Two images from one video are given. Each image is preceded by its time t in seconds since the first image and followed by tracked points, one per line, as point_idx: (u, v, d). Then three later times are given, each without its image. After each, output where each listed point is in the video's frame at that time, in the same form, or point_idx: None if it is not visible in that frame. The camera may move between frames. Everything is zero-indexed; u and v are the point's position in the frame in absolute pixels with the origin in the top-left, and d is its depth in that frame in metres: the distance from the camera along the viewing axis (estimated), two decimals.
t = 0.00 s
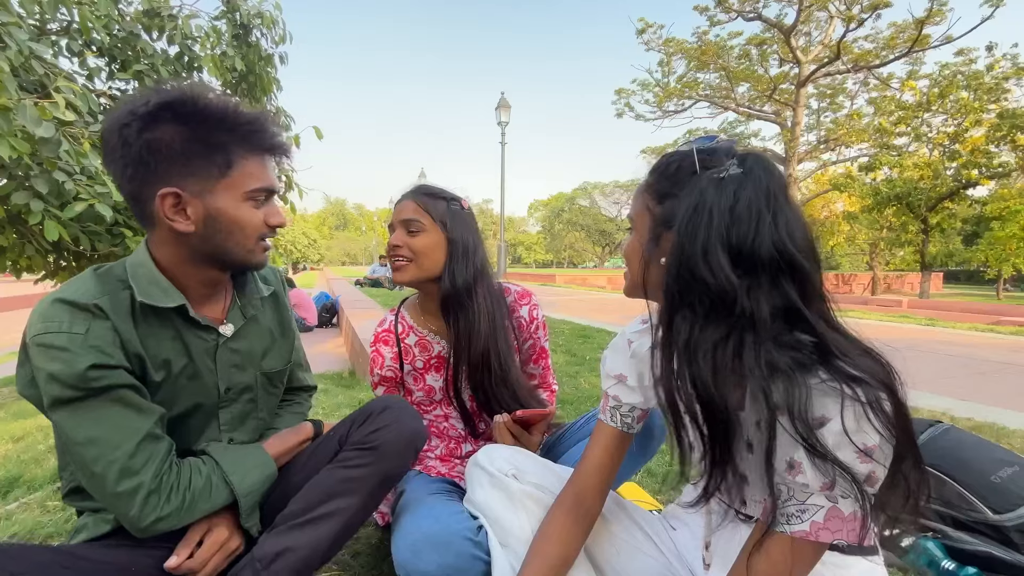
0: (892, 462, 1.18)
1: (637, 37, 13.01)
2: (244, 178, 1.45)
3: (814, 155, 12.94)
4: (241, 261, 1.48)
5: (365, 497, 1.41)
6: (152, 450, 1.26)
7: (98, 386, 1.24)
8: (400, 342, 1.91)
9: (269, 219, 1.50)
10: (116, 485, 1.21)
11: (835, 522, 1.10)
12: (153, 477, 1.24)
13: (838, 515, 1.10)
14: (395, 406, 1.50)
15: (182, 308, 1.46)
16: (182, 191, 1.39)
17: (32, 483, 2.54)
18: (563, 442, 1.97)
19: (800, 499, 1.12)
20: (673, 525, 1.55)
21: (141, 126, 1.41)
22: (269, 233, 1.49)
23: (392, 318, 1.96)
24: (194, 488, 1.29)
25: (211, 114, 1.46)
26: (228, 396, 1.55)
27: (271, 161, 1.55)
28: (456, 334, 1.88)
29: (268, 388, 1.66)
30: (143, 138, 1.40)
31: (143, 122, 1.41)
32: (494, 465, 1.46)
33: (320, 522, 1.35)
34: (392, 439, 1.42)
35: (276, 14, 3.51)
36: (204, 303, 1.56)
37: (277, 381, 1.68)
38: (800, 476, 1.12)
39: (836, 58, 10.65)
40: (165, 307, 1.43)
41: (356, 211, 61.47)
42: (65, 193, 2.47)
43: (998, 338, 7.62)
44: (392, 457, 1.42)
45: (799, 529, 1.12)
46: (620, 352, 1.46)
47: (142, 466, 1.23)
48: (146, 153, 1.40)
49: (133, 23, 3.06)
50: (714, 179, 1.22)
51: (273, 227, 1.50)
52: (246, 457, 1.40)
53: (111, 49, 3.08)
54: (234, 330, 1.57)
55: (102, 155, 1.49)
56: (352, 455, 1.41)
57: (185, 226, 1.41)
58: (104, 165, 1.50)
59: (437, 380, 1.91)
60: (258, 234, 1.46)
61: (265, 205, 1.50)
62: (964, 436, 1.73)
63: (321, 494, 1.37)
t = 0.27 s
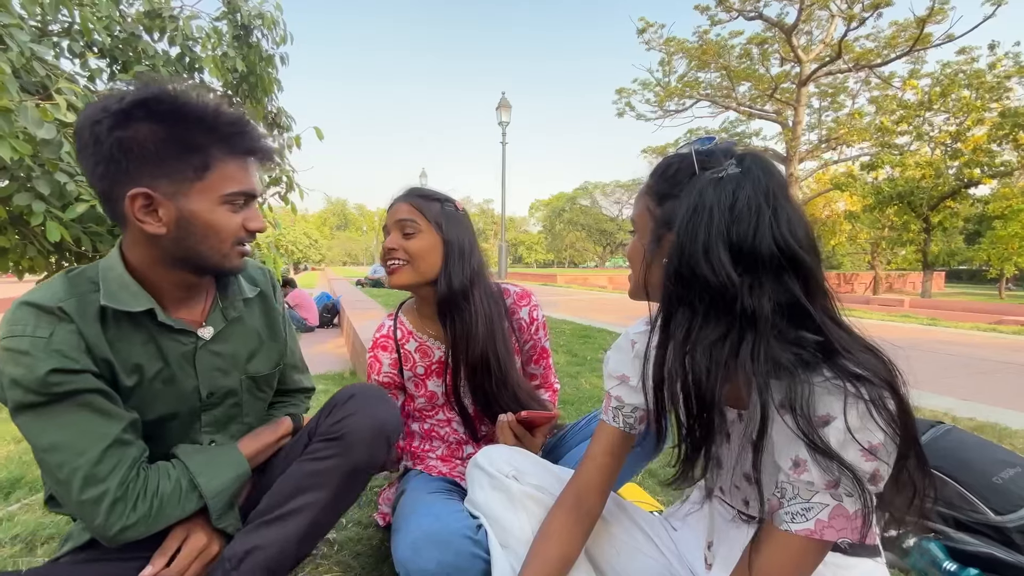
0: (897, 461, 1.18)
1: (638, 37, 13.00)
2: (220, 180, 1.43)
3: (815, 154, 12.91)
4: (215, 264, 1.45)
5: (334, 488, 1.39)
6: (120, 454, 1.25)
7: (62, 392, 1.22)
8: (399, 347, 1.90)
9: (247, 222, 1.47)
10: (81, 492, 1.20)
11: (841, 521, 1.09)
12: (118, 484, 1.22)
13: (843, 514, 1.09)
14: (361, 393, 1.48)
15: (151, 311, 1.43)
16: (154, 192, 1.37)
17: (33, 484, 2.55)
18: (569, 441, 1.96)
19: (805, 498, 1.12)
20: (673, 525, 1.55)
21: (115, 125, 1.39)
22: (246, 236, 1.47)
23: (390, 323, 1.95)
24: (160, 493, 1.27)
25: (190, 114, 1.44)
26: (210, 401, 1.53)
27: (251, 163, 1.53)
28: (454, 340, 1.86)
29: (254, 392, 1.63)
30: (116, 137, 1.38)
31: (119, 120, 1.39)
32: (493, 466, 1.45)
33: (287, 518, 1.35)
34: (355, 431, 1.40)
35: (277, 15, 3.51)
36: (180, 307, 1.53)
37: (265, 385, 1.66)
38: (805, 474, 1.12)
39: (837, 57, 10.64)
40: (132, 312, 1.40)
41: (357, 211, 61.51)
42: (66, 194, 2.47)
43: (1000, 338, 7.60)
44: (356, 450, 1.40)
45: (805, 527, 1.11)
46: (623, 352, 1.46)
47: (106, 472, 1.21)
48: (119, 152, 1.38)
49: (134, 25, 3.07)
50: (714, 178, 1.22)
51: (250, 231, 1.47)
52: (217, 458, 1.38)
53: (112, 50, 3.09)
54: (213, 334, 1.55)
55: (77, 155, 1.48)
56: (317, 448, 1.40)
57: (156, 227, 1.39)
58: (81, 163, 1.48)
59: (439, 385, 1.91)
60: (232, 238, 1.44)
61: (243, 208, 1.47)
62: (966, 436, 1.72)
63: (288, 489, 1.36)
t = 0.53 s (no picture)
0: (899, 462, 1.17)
1: (639, 37, 13.01)
2: (196, 180, 1.31)
3: (818, 154, 12.88)
4: (192, 269, 1.34)
5: (240, 483, 1.14)
6: (70, 459, 1.15)
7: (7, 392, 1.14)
8: (401, 344, 1.86)
9: (226, 225, 1.36)
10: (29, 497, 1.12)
11: (845, 522, 1.09)
12: (65, 492, 1.13)
13: (847, 516, 1.09)
14: (270, 371, 1.23)
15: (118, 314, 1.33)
16: (125, 192, 1.27)
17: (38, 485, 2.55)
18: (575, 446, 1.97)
19: (809, 500, 1.11)
20: (676, 527, 1.55)
21: (86, 120, 1.28)
22: (226, 238, 1.36)
23: (393, 317, 1.92)
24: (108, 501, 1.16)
25: (164, 109, 1.31)
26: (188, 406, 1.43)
27: (234, 162, 1.41)
28: (457, 334, 1.84)
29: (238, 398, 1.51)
30: (86, 133, 1.27)
31: (89, 116, 1.28)
32: (494, 470, 1.45)
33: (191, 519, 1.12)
34: (253, 412, 1.16)
35: (278, 16, 3.52)
36: (156, 310, 1.43)
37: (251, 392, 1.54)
38: (808, 476, 1.11)
39: (840, 56, 10.61)
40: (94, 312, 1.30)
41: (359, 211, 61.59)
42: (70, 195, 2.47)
43: (1004, 338, 7.57)
44: (253, 435, 1.14)
45: (809, 529, 1.11)
46: (624, 354, 1.46)
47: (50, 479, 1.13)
48: (89, 149, 1.28)
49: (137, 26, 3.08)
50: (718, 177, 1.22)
51: (231, 233, 1.36)
52: (167, 455, 1.22)
53: (115, 51, 3.09)
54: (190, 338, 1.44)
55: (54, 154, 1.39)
56: (222, 437, 1.18)
57: (128, 228, 1.28)
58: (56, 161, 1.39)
59: (441, 387, 1.88)
60: (211, 241, 1.33)
61: (225, 208, 1.37)
62: (970, 438, 1.73)
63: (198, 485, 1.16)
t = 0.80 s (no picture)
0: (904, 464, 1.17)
1: (644, 36, 12.99)
2: (143, 178, 1.27)
3: (824, 152, 12.81)
4: (145, 269, 1.32)
5: (174, 473, 1.04)
6: (39, 449, 1.18)
7: None
8: (418, 327, 1.89)
9: (179, 223, 1.32)
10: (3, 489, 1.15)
11: (849, 522, 1.09)
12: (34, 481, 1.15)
13: (852, 516, 1.09)
14: (193, 353, 1.12)
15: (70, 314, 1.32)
16: (68, 192, 1.25)
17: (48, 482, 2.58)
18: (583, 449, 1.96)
19: (813, 499, 1.11)
20: (680, 527, 1.55)
21: (35, 120, 1.28)
22: (181, 239, 1.33)
23: (412, 301, 1.94)
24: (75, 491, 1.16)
25: (110, 105, 1.28)
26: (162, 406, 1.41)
27: (190, 157, 1.36)
28: (472, 325, 1.84)
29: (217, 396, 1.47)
30: (34, 133, 1.27)
31: (40, 115, 1.27)
32: (498, 470, 1.45)
33: (137, 517, 1.04)
34: (174, 397, 1.04)
35: (284, 17, 3.53)
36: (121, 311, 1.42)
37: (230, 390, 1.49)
38: (813, 475, 1.11)
39: (846, 54, 10.54)
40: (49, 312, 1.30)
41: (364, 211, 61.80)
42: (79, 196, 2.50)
43: (1014, 338, 7.49)
44: (178, 422, 1.03)
45: (813, 529, 1.10)
46: (627, 355, 1.46)
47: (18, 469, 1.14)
48: (38, 150, 1.27)
49: (144, 28, 3.11)
50: (741, 175, 1.21)
51: (186, 233, 1.33)
52: (122, 445, 1.17)
53: (123, 53, 3.12)
54: (155, 338, 1.42)
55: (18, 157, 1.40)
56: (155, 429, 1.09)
57: (76, 228, 1.27)
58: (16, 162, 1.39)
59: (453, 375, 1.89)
60: (163, 241, 1.30)
61: (181, 208, 1.33)
62: (980, 439, 1.72)
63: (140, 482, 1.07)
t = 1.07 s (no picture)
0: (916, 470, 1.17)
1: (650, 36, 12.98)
2: (129, 184, 1.30)
3: (831, 153, 12.72)
4: (134, 272, 1.36)
5: (131, 461, 1.04)
6: (13, 436, 1.20)
7: None
8: (446, 312, 1.93)
9: (165, 226, 1.35)
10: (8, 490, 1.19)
11: (857, 527, 1.09)
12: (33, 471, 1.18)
13: (860, 521, 1.09)
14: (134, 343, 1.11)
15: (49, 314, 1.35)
16: (55, 199, 1.28)
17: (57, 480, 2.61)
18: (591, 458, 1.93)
19: (821, 503, 1.11)
20: (686, 528, 1.54)
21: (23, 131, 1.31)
22: (168, 242, 1.36)
23: (445, 287, 1.99)
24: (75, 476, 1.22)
25: (94, 113, 1.30)
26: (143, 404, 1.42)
27: (174, 162, 1.38)
28: (501, 318, 1.86)
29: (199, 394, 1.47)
30: (22, 144, 1.29)
31: (28, 124, 1.30)
32: (507, 468, 1.44)
33: (104, 513, 1.04)
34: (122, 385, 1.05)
35: (291, 19, 3.56)
36: (109, 312, 1.46)
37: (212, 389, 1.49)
38: (823, 479, 1.11)
39: (853, 54, 10.47)
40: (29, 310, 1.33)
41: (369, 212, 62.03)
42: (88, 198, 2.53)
43: None
44: (126, 410, 1.03)
45: (821, 533, 1.10)
46: (635, 355, 1.46)
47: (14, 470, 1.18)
48: (27, 159, 1.30)
49: (153, 31, 3.14)
50: (762, 175, 1.20)
51: (173, 236, 1.36)
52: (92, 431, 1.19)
53: (132, 56, 3.16)
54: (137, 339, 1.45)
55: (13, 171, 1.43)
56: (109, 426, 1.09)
57: (64, 233, 1.31)
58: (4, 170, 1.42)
59: (475, 361, 1.90)
60: (150, 245, 1.33)
61: (167, 211, 1.36)
62: (987, 441, 1.70)
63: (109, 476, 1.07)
